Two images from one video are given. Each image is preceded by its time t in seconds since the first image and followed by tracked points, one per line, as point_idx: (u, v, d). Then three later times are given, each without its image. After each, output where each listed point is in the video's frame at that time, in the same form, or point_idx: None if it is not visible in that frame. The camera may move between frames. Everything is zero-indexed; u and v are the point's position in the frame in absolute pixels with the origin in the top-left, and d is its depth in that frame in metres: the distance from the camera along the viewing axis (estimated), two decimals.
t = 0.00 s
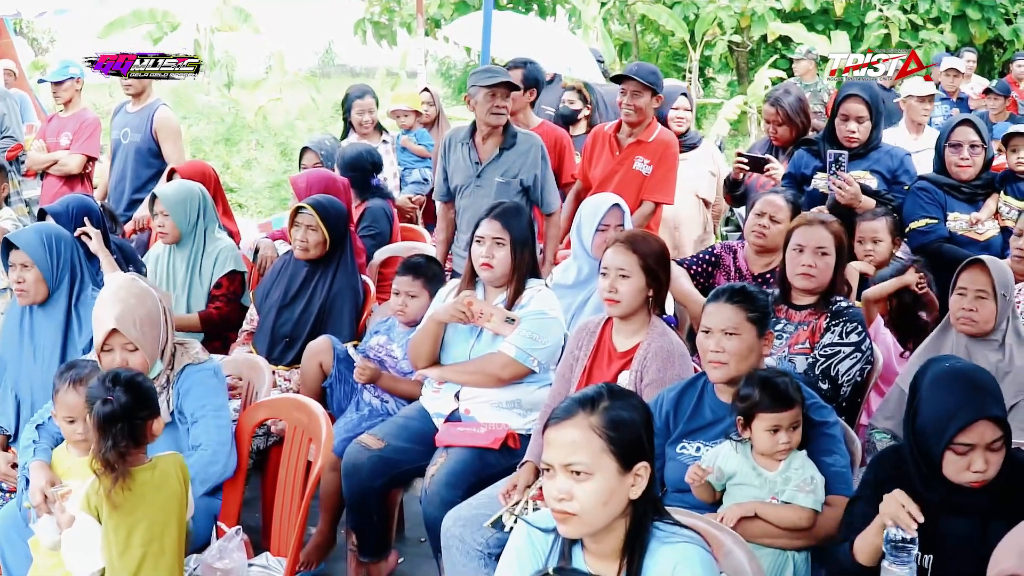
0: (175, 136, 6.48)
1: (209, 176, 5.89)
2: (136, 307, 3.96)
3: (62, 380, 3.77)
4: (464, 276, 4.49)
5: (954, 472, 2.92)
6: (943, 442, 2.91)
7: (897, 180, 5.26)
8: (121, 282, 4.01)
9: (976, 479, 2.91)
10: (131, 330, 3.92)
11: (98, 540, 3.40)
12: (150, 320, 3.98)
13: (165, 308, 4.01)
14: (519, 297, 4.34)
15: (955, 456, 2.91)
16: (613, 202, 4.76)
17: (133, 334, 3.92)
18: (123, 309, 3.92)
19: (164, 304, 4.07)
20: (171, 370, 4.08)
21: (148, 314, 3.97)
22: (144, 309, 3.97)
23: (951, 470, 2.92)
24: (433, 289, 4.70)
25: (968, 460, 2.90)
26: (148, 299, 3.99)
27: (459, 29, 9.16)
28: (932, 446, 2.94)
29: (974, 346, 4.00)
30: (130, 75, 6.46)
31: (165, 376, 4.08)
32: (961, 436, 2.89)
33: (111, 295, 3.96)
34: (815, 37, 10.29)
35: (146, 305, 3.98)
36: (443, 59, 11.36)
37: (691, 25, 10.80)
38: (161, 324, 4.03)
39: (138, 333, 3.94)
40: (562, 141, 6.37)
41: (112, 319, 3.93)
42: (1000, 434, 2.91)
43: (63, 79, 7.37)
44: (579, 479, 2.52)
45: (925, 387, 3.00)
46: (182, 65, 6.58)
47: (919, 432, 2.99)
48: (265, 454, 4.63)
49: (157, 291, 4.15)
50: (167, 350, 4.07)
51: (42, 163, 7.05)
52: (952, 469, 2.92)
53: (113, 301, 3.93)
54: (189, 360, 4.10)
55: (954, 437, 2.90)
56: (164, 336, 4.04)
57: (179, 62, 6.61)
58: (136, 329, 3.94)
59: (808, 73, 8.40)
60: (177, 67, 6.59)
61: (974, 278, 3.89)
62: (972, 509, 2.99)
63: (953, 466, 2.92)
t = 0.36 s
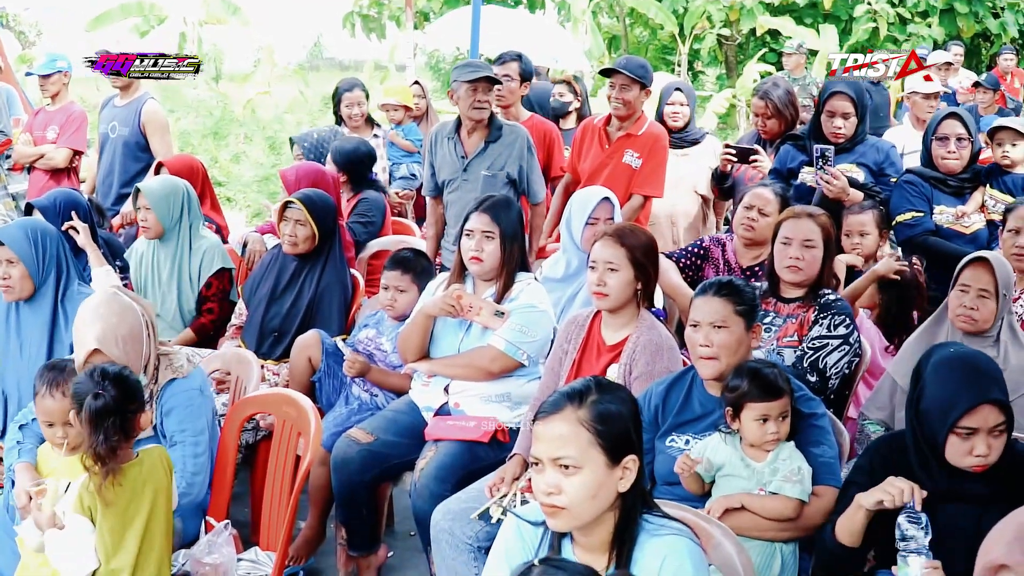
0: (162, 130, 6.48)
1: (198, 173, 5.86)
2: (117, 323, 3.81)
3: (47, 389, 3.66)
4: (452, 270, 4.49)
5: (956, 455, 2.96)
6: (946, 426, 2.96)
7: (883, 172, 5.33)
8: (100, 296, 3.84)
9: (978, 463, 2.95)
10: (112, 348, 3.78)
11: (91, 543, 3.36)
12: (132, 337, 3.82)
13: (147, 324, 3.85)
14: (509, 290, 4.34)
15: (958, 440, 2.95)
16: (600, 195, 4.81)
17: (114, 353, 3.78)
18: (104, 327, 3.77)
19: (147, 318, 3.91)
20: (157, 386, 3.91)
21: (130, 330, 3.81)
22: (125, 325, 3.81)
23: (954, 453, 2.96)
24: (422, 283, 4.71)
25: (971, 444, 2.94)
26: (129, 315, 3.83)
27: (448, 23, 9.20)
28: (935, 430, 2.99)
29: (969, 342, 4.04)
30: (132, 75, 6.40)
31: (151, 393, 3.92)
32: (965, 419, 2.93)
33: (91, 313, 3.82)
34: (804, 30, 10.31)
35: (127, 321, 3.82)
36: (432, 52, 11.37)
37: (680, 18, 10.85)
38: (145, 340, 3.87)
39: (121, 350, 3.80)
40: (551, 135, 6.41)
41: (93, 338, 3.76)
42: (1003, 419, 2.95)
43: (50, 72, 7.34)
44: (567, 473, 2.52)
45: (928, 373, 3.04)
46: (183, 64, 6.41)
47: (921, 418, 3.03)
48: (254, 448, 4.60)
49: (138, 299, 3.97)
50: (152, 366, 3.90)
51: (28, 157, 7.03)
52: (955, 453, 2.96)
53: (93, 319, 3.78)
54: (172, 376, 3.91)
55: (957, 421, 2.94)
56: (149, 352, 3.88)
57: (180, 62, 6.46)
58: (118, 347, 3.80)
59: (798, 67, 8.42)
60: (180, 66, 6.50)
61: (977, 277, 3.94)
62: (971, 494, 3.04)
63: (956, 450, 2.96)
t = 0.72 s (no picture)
0: (143, 124, 6.56)
1: (180, 169, 5.87)
2: (95, 329, 3.75)
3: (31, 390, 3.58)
4: (436, 264, 4.49)
5: (948, 434, 2.96)
6: (936, 405, 2.97)
7: (869, 166, 5.39)
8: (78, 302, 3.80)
9: (970, 440, 2.94)
10: (91, 354, 3.71)
11: (93, 549, 3.26)
12: (110, 342, 3.76)
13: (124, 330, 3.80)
14: (493, 284, 4.34)
15: (949, 418, 2.95)
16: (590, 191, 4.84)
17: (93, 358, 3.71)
18: (82, 333, 3.71)
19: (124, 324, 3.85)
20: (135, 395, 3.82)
21: (108, 336, 3.75)
22: (103, 330, 3.75)
23: (946, 432, 2.96)
24: (405, 278, 4.70)
25: (962, 420, 2.94)
26: (107, 321, 3.78)
27: (430, 17, 9.19)
28: (924, 411, 3.00)
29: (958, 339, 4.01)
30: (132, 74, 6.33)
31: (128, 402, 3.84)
32: (954, 395, 2.94)
33: (67, 321, 3.76)
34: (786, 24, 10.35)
35: (105, 327, 3.76)
36: (416, 48, 11.39)
37: (664, 13, 10.87)
38: (123, 346, 3.81)
39: (99, 356, 3.73)
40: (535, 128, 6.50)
41: (71, 344, 3.70)
42: (991, 394, 2.96)
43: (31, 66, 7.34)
44: (550, 469, 2.45)
45: (909, 359, 3.08)
46: (181, 63, 6.03)
47: (907, 403, 3.06)
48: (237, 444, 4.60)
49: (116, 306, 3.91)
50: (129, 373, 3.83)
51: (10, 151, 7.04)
52: (947, 431, 2.96)
53: (71, 326, 3.72)
54: (149, 388, 3.83)
55: (947, 397, 2.96)
56: (126, 359, 3.82)
57: (181, 66, 6.05)
58: (96, 354, 3.73)
59: (785, 62, 8.47)
60: (180, 67, 6.07)
61: (973, 275, 3.90)
62: (959, 481, 3.03)
63: (948, 428, 2.96)
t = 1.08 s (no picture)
0: (126, 122, 6.56)
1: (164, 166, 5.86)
2: (86, 336, 3.62)
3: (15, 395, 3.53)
4: (421, 261, 4.48)
5: (937, 435, 2.93)
6: (927, 404, 2.93)
7: (858, 163, 5.40)
8: (65, 308, 3.65)
9: (959, 442, 2.91)
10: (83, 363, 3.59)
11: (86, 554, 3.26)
12: (101, 350, 3.64)
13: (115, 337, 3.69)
14: (477, 282, 4.33)
15: (938, 419, 2.92)
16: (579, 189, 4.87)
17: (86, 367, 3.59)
18: (73, 341, 3.58)
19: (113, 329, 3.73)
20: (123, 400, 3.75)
21: (100, 343, 3.63)
22: (94, 338, 3.62)
23: (934, 433, 2.93)
24: (390, 276, 4.70)
25: (952, 422, 2.91)
26: (97, 327, 3.65)
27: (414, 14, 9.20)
28: (916, 409, 2.97)
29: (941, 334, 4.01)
30: (133, 74, 6.19)
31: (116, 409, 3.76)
32: (945, 396, 2.92)
33: (55, 327, 3.61)
34: (770, 22, 10.38)
35: (96, 333, 3.64)
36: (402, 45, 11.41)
37: (647, 11, 10.89)
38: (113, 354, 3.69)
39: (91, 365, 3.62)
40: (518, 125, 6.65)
41: (62, 353, 3.57)
42: (983, 397, 2.94)
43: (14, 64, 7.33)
44: (534, 467, 2.44)
45: (903, 358, 3.05)
46: (183, 64, 5.96)
47: (900, 402, 3.02)
48: (222, 442, 4.60)
49: (104, 311, 3.78)
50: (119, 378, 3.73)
51: None
52: (936, 432, 2.93)
53: (60, 334, 3.59)
54: (135, 396, 3.78)
55: (937, 398, 2.93)
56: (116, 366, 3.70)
57: (180, 61, 6.00)
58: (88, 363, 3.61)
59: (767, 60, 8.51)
60: (181, 65, 6.03)
61: (955, 269, 3.92)
62: (952, 481, 2.98)
63: (937, 430, 2.92)
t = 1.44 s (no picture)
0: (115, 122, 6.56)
1: (152, 167, 5.86)
2: (83, 341, 3.60)
3: (10, 411, 3.52)
4: (409, 262, 4.48)
5: (908, 463, 2.92)
6: (902, 434, 2.90)
7: (851, 163, 5.41)
8: (61, 312, 3.62)
9: (927, 475, 2.91)
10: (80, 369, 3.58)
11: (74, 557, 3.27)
12: (97, 354, 3.62)
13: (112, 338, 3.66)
14: (465, 282, 4.33)
15: (911, 450, 2.90)
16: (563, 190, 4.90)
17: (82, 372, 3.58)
18: (70, 346, 3.56)
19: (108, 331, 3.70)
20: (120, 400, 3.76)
21: (96, 348, 3.61)
22: (90, 341, 3.61)
23: (905, 463, 2.92)
24: (378, 277, 4.71)
25: (921, 456, 2.89)
26: (93, 331, 3.62)
27: (402, 15, 9.22)
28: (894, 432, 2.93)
29: (927, 332, 3.99)
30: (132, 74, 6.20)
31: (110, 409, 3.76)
32: (920, 431, 2.88)
33: (51, 330, 3.59)
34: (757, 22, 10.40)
35: (92, 337, 3.61)
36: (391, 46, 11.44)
37: (635, 11, 10.89)
38: (108, 356, 3.67)
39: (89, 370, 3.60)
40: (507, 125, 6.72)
41: (59, 359, 3.56)
42: (959, 438, 2.88)
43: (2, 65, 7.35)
44: (523, 468, 2.43)
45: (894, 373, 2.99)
46: (181, 63, 6.03)
47: (884, 418, 2.97)
48: (210, 442, 4.64)
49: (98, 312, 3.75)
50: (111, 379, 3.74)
51: None
52: (907, 461, 2.92)
53: (58, 338, 3.57)
54: (128, 398, 3.76)
55: (912, 430, 2.89)
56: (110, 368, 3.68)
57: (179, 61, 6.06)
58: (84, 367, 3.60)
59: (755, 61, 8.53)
60: (180, 66, 6.10)
61: (939, 267, 3.89)
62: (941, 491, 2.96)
63: (907, 460, 2.92)
